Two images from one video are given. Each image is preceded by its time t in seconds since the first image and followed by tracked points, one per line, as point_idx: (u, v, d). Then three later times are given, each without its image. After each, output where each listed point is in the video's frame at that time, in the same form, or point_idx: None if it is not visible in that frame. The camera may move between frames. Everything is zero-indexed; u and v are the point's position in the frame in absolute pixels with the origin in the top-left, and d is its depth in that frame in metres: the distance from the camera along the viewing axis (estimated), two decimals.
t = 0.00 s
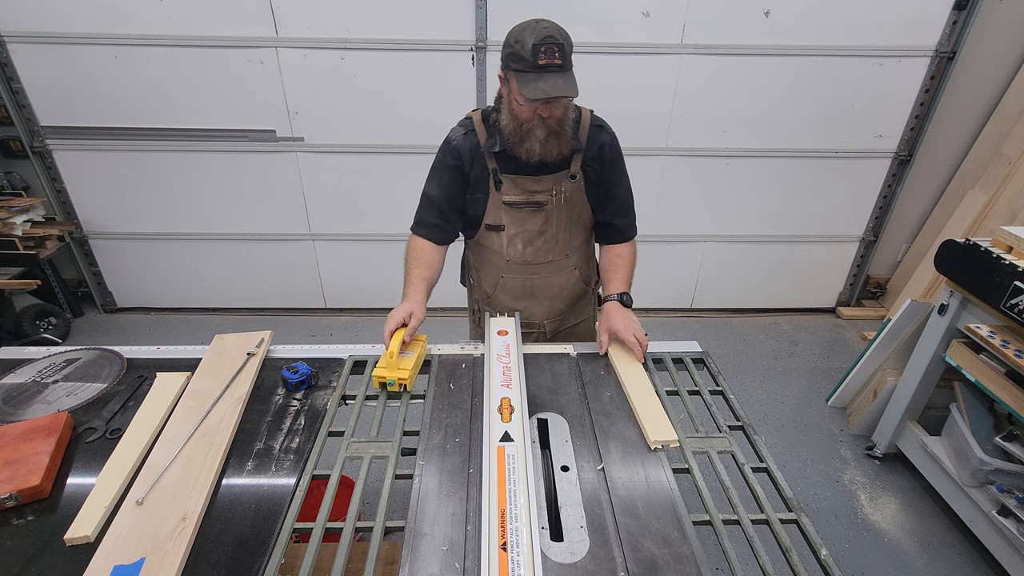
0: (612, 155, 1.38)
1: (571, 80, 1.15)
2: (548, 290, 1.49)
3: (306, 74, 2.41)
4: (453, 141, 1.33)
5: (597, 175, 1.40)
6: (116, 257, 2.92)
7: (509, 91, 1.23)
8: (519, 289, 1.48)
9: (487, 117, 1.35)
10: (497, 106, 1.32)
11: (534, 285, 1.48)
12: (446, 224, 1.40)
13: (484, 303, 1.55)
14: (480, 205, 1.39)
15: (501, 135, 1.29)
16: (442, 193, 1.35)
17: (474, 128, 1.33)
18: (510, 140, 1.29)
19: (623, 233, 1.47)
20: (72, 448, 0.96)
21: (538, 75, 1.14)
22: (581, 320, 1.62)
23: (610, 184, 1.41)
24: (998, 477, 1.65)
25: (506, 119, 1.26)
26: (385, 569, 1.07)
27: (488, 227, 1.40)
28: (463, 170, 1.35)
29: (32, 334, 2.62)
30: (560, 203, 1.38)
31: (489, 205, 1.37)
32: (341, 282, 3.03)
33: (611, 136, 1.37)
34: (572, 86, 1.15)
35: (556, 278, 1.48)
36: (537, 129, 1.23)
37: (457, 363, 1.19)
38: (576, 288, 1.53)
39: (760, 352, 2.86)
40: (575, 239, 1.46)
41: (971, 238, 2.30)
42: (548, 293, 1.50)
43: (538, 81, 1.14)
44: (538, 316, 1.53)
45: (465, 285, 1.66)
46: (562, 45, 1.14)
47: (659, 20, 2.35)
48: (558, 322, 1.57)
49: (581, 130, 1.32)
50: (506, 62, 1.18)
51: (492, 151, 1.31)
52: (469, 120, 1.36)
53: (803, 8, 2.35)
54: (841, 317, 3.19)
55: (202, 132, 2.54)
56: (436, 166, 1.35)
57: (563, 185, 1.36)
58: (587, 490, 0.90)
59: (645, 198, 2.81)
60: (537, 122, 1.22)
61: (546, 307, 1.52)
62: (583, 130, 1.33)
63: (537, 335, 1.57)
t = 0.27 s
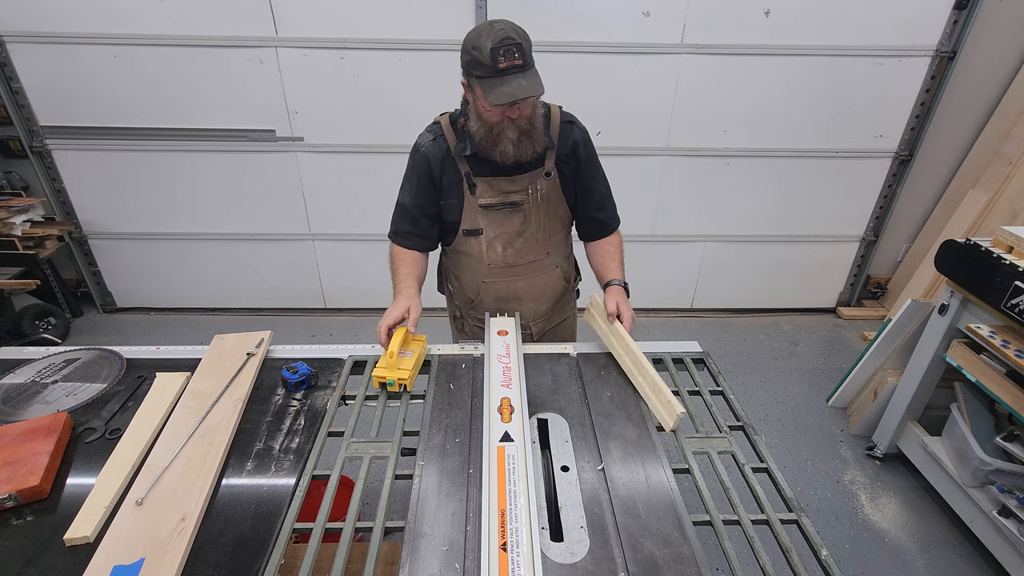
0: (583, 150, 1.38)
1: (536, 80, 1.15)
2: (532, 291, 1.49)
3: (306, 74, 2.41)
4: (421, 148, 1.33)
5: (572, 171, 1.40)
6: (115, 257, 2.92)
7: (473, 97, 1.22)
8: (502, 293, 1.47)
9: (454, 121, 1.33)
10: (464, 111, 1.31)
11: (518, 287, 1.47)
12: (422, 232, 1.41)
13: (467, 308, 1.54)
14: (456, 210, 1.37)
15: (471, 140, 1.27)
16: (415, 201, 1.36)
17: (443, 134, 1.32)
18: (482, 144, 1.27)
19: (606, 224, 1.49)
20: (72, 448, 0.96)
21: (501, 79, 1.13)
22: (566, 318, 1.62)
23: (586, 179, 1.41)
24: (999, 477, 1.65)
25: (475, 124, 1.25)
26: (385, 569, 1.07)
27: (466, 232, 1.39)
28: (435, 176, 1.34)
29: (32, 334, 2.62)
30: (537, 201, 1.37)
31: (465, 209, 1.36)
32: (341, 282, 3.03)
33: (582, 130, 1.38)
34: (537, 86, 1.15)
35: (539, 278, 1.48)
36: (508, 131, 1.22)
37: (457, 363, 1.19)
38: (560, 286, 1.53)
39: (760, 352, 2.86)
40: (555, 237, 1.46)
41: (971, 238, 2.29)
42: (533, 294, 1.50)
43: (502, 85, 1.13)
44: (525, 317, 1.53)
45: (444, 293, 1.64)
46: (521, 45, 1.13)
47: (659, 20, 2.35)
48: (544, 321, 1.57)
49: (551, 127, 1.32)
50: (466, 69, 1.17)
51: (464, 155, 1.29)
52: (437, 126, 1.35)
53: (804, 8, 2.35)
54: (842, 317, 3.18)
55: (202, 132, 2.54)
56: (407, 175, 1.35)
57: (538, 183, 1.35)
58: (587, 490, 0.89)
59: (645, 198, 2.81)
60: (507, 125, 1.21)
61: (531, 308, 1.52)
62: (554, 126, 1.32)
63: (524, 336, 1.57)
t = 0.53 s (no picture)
0: (571, 146, 1.39)
1: (529, 89, 1.15)
2: (527, 289, 1.48)
3: (306, 74, 2.41)
4: (407, 151, 1.33)
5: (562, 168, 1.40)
6: (115, 257, 2.91)
7: (463, 104, 1.21)
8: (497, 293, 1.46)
9: (438, 123, 1.33)
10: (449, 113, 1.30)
11: (513, 286, 1.47)
12: (408, 232, 1.43)
13: (462, 310, 1.53)
14: (445, 211, 1.37)
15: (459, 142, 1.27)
16: (401, 203, 1.37)
17: (428, 137, 1.32)
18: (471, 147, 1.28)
19: (595, 218, 1.51)
20: (72, 448, 0.96)
21: (495, 91, 1.13)
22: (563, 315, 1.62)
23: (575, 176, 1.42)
24: (999, 477, 1.65)
25: (464, 129, 1.25)
26: (385, 569, 1.07)
27: (457, 233, 1.38)
28: (421, 178, 1.34)
29: (32, 334, 2.62)
30: (527, 199, 1.37)
31: (455, 210, 1.35)
32: (341, 282, 3.03)
33: (566, 125, 1.39)
34: (531, 95, 1.15)
35: (533, 276, 1.48)
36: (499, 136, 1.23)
37: (456, 363, 1.19)
38: (555, 282, 1.53)
39: (760, 352, 2.86)
40: (546, 233, 1.46)
41: (971, 237, 2.29)
42: (529, 292, 1.49)
43: (497, 96, 1.13)
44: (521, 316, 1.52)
45: (437, 298, 1.63)
46: (512, 53, 1.11)
47: (659, 20, 2.35)
48: (540, 320, 1.56)
49: (538, 125, 1.32)
50: (456, 79, 1.15)
51: (450, 157, 1.29)
52: (421, 129, 1.35)
53: (804, 8, 2.35)
54: (841, 317, 3.18)
55: (202, 132, 2.54)
56: (393, 178, 1.35)
57: (527, 181, 1.35)
58: (587, 490, 0.89)
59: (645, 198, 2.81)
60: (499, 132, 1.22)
61: (527, 306, 1.51)
62: (540, 124, 1.33)
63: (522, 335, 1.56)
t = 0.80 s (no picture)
0: (572, 146, 1.40)
1: (533, 96, 1.15)
2: (529, 288, 1.49)
3: (306, 74, 2.41)
4: (409, 151, 1.30)
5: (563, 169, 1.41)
6: (115, 257, 2.91)
7: (466, 107, 1.19)
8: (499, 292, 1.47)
9: (439, 122, 1.31)
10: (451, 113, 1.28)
11: (514, 285, 1.47)
12: (416, 231, 1.40)
13: (463, 309, 1.53)
14: (448, 211, 1.35)
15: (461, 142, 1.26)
16: (404, 203, 1.34)
17: (430, 136, 1.30)
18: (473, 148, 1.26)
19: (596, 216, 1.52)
20: (72, 448, 0.96)
21: (500, 98, 1.12)
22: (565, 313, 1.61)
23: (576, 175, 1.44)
24: (999, 477, 1.65)
25: (468, 131, 1.23)
26: (385, 569, 1.07)
27: (460, 233, 1.38)
28: (424, 178, 1.32)
29: (32, 334, 2.62)
30: (529, 198, 1.36)
31: (457, 210, 1.34)
32: (341, 282, 3.03)
33: (566, 125, 1.40)
34: (535, 102, 1.15)
35: (535, 274, 1.48)
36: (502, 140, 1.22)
37: (457, 363, 1.19)
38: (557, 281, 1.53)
39: (760, 352, 2.86)
40: (547, 232, 1.46)
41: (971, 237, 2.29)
42: (531, 291, 1.49)
43: (502, 104, 1.12)
44: (523, 315, 1.53)
45: (439, 298, 1.63)
46: (517, 60, 1.10)
47: (659, 20, 2.35)
48: (542, 317, 1.57)
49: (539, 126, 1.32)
50: (460, 83, 1.13)
51: (453, 156, 1.27)
52: (422, 128, 1.33)
53: (804, 8, 2.35)
54: (841, 317, 3.18)
55: (202, 132, 2.54)
56: (395, 178, 1.33)
57: (529, 180, 1.34)
58: (587, 490, 0.89)
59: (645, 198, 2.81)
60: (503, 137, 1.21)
61: (529, 305, 1.52)
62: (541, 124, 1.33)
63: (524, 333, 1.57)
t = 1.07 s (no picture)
0: (592, 150, 1.40)
1: (559, 108, 1.14)
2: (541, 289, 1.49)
3: (306, 74, 2.41)
4: (433, 148, 1.30)
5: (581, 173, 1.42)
6: (115, 257, 2.91)
7: (492, 110, 1.20)
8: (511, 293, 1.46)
9: (463, 120, 1.31)
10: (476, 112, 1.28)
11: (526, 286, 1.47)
12: (442, 228, 1.38)
13: (473, 308, 1.53)
14: (468, 210, 1.35)
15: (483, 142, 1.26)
16: (426, 200, 1.33)
17: (453, 134, 1.30)
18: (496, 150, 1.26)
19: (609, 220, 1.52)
20: (72, 448, 0.96)
21: (527, 107, 1.12)
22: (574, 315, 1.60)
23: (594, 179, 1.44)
24: (999, 477, 1.65)
25: (492, 133, 1.24)
26: (385, 569, 1.07)
27: (478, 232, 1.37)
28: (446, 175, 1.31)
29: (32, 334, 2.62)
30: (548, 200, 1.36)
31: (477, 209, 1.34)
32: (341, 282, 3.03)
33: (588, 129, 1.40)
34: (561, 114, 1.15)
35: (549, 276, 1.48)
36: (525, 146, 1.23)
37: (457, 363, 1.19)
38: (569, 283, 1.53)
39: (760, 352, 2.86)
40: (564, 234, 1.46)
41: (971, 237, 2.29)
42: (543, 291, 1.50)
43: (528, 112, 1.12)
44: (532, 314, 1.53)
45: (449, 296, 1.64)
46: (548, 71, 1.10)
47: (659, 20, 2.35)
48: (551, 317, 1.57)
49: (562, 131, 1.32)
50: (490, 86, 1.14)
51: (475, 156, 1.27)
52: (446, 125, 1.33)
53: (804, 8, 2.35)
54: (841, 317, 3.18)
55: (202, 132, 2.54)
56: (417, 173, 1.32)
57: (549, 183, 1.34)
58: (587, 490, 0.89)
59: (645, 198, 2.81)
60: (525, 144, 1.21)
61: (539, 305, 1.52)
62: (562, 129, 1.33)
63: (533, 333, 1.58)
